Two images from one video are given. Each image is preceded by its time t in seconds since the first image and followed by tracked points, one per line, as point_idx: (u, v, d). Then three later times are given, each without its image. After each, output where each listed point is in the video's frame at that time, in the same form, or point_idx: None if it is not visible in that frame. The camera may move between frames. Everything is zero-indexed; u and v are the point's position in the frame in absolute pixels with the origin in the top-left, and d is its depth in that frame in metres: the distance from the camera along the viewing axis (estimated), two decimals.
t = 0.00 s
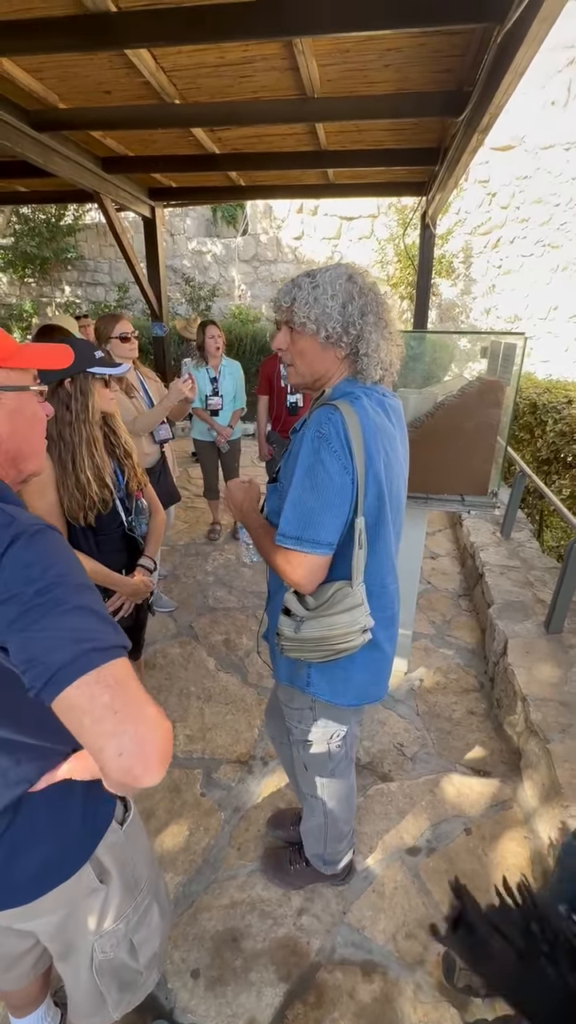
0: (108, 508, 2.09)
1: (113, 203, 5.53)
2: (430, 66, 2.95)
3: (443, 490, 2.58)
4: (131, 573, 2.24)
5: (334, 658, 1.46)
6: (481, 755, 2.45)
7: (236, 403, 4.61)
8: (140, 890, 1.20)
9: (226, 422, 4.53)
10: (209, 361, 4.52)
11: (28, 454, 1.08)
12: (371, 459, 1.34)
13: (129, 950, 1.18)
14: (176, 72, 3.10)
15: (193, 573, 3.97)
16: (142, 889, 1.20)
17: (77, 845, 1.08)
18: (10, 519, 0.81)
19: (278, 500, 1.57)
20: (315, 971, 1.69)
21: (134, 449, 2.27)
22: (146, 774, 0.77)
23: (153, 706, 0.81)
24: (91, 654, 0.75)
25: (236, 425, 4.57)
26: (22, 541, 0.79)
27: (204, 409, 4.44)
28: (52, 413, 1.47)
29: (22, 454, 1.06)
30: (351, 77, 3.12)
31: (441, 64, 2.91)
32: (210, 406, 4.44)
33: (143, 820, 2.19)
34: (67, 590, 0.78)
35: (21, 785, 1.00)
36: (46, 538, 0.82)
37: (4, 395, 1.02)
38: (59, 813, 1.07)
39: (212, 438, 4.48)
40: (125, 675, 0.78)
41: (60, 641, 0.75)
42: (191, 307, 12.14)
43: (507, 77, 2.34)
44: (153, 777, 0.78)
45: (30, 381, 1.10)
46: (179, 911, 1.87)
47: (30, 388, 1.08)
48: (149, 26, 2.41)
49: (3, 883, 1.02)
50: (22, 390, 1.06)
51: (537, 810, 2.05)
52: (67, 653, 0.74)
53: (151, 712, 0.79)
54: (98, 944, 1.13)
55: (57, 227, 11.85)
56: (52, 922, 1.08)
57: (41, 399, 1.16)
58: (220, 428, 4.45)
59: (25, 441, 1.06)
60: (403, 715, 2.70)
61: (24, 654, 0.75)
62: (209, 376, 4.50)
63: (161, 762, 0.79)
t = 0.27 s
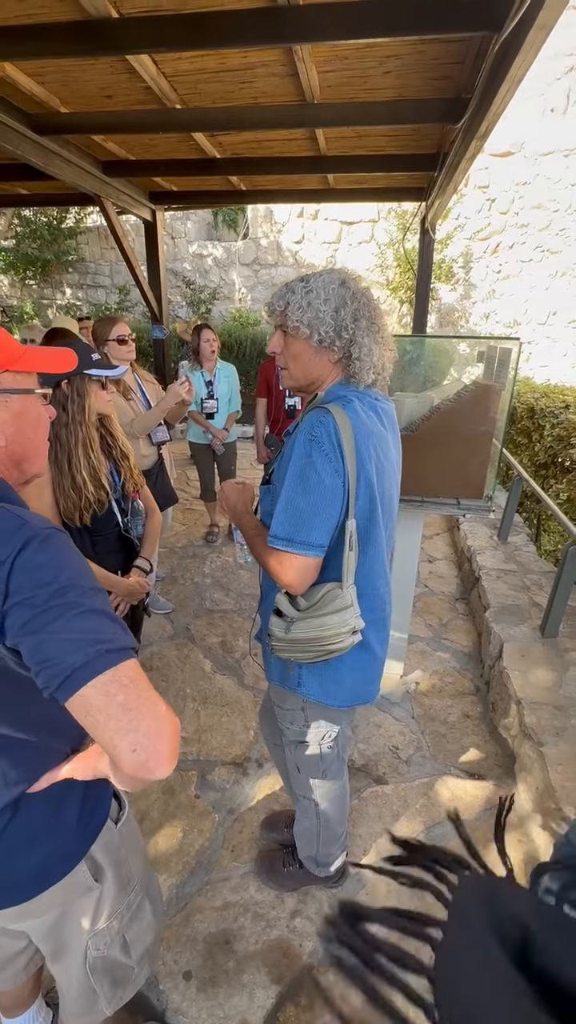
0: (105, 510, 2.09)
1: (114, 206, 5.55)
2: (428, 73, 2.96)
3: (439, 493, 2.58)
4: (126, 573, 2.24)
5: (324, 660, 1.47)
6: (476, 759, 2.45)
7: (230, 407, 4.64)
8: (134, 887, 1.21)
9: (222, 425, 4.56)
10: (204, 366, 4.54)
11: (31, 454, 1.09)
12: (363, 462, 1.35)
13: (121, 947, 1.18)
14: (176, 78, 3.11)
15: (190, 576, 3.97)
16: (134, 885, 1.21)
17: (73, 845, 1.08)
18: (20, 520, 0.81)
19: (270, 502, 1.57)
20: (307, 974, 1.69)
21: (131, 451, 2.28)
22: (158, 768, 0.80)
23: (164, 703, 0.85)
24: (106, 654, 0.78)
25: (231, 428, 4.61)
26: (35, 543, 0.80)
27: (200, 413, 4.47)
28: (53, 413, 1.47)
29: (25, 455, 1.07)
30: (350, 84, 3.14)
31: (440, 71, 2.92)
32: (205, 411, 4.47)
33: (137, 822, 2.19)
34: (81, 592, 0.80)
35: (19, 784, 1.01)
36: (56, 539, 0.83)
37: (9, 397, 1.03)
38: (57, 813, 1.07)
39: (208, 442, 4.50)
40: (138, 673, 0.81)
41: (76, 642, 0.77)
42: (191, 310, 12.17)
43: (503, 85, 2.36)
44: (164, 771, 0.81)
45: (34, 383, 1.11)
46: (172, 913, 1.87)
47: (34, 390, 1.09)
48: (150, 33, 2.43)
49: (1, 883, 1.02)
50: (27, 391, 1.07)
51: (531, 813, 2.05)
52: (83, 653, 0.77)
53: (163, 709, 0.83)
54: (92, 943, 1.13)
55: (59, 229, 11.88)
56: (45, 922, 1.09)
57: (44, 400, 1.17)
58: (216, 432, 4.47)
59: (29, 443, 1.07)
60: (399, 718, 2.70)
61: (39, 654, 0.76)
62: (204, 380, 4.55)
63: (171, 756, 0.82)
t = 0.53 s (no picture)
0: (102, 511, 2.10)
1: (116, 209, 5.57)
2: (428, 79, 2.98)
3: (437, 495, 2.59)
4: (123, 574, 2.25)
5: (318, 661, 1.47)
6: (472, 761, 2.46)
7: (229, 408, 4.66)
8: (131, 889, 1.21)
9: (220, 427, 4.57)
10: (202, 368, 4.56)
11: (30, 454, 1.09)
12: (358, 465, 1.36)
13: (118, 949, 1.18)
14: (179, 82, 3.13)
15: (189, 577, 3.98)
16: (132, 887, 1.22)
17: (71, 847, 1.09)
18: (18, 525, 0.81)
19: (267, 504, 1.58)
20: (301, 975, 1.69)
21: (129, 452, 2.29)
22: (148, 778, 0.83)
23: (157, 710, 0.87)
24: (99, 663, 0.79)
25: (230, 430, 4.63)
26: (31, 549, 0.80)
27: (199, 414, 4.48)
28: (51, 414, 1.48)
29: (24, 454, 1.08)
30: (351, 89, 3.16)
31: (440, 77, 2.94)
32: (203, 411, 4.48)
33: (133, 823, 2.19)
34: (76, 599, 0.81)
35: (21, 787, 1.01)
36: (53, 544, 0.83)
37: (8, 399, 1.04)
38: (56, 815, 1.07)
39: (206, 443, 4.50)
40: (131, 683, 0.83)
41: (70, 650, 0.78)
42: (192, 312, 12.19)
43: (502, 92, 2.37)
44: (153, 782, 0.84)
45: (31, 383, 1.11)
46: (167, 914, 1.87)
47: (32, 389, 1.10)
48: (152, 39, 2.45)
49: None
50: (25, 391, 1.07)
51: (527, 817, 2.06)
52: (77, 662, 0.78)
53: (156, 719, 0.85)
54: (88, 945, 1.13)
55: (61, 232, 11.91)
56: (43, 923, 1.09)
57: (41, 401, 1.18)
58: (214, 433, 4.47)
59: (28, 445, 1.08)
60: (396, 721, 2.70)
61: (32, 662, 0.77)
62: (203, 381, 4.56)
63: (162, 767, 0.85)
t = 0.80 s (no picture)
0: (100, 511, 2.09)
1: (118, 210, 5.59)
2: (429, 83, 2.99)
3: (436, 497, 2.59)
4: (122, 574, 2.24)
5: (315, 662, 1.47)
6: (471, 764, 2.45)
7: (229, 409, 4.66)
8: (130, 892, 1.21)
9: (220, 428, 4.57)
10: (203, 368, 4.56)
11: (29, 455, 1.09)
12: (356, 466, 1.36)
13: (116, 952, 1.18)
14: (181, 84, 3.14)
15: (188, 578, 3.97)
16: (131, 890, 1.22)
17: (71, 849, 1.08)
18: (17, 527, 0.81)
19: (265, 504, 1.58)
20: (298, 978, 1.69)
21: (128, 452, 2.29)
22: (148, 783, 0.84)
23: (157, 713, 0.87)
24: (99, 667, 0.79)
25: (229, 431, 4.63)
26: (30, 551, 0.79)
27: (199, 415, 4.48)
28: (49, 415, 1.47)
29: (23, 455, 1.08)
30: (353, 92, 3.16)
31: (441, 81, 2.95)
32: (203, 412, 4.48)
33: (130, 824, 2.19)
34: (75, 602, 0.80)
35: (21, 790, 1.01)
36: (53, 546, 0.83)
37: (8, 399, 1.04)
38: (56, 817, 1.07)
39: (206, 443, 4.50)
40: (131, 687, 0.83)
41: (70, 655, 0.78)
42: (193, 313, 12.19)
43: (503, 96, 2.38)
44: (154, 786, 0.85)
45: (30, 383, 1.11)
46: (164, 916, 1.87)
47: (31, 390, 1.09)
48: (154, 40, 2.45)
49: None
50: (24, 391, 1.07)
51: (525, 820, 2.05)
52: (76, 666, 0.78)
53: (156, 726, 0.85)
54: (87, 949, 1.13)
55: (63, 232, 11.94)
56: (42, 927, 1.08)
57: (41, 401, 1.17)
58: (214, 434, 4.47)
59: (27, 445, 1.08)
60: (394, 723, 2.70)
61: (32, 665, 0.77)
62: (203, 381, 4.57)
63: (162, 773, 0.85)
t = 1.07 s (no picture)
0: (100, 511, 2.09)
1: (120, 210, 5.59)
2: (432, 84, 2.99)
3: (437, 499, 2.59)
4: (122, 574, 2.24)
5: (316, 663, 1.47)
6: (470, 766, 2.45)
7: (230, 410, 4.66)
8: (130, 892, 1.21)
9: (221, 428, 4.57)
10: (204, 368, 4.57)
11: (33, 454, 1.09)
12: (358, 467, 1.36)
13: (116, 952, 1.18)
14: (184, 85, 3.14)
15: (188, 579, 3.97)
16: (131, 891, 1.21)
17: (73, 849, 1.08)
18: (16, 528, 0.81)
19: (266, 504, 1.58)
20: (296, 979, 1.68)
21: (128, 452, 2.29)
22: (153, 781, 0.84)
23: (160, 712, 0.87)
24: (101, 667, 0.79)
25: (230, 432, 4.63)
26: (28, 552, 0.79)
27: (200, 415, 4.48)
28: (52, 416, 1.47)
29: (27, 455, 1.08)
30: (355, 93, 3.16)
31: (444, 83, 2.95)
32: (204, 412, 4.48)
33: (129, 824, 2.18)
34: (75, 603, 0.80)
35: (21, 791, 1.01)
36: (52, 546, 0.83)
37: (13, 398, 1.04)
38: (59, 817, 1.07)
39: (207, 443, 4.51)
40: (134, 686, 0.83)
41: (71, 655, 0.78)
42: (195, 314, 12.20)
43: (506, 98, 2.37)
44: (158, 784, 0.85)
45: (35, 383, 1.11)
46: (162, 917, 1.86)
47: (36, 390, 1.09)
48: (157, 41, 2.45)
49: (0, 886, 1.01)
50: (30, 391, 1.07)
51: (524, 822, 2.05)
52: (78, 667, 0.78)
53: (160, 724, 0.86)
54: (87, 949, 1.13)
55: (65, 232, 11.95)
56: (43, 928, 1.08)
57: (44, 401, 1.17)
58: (214, 434, 4.47)
59: (32, 445, 1.08)
60: (394, 725, 2.70)
61: (33, 666, 0.77)
62: (204, 381, 4.57)
63: (166, 771, 0.86)
